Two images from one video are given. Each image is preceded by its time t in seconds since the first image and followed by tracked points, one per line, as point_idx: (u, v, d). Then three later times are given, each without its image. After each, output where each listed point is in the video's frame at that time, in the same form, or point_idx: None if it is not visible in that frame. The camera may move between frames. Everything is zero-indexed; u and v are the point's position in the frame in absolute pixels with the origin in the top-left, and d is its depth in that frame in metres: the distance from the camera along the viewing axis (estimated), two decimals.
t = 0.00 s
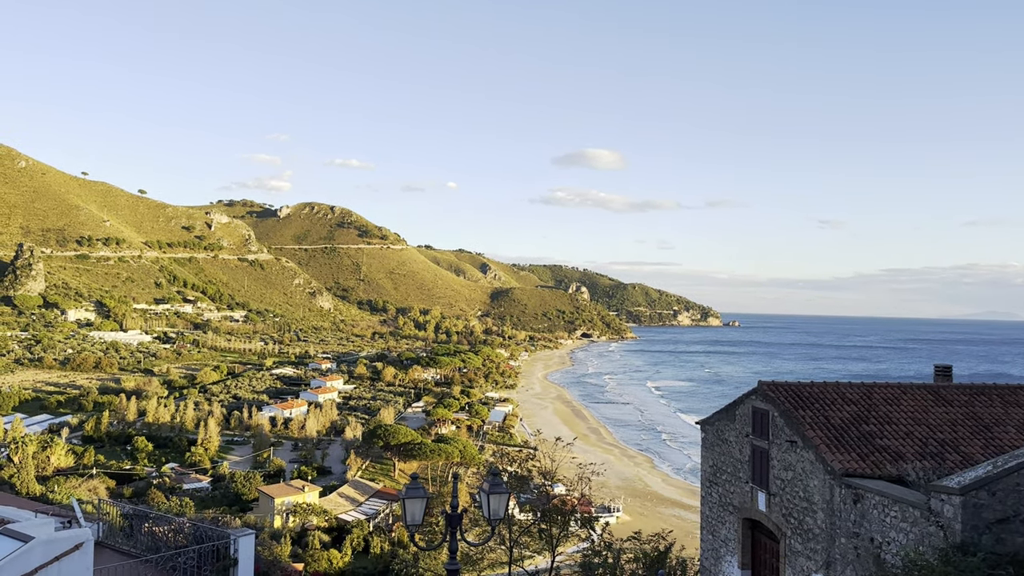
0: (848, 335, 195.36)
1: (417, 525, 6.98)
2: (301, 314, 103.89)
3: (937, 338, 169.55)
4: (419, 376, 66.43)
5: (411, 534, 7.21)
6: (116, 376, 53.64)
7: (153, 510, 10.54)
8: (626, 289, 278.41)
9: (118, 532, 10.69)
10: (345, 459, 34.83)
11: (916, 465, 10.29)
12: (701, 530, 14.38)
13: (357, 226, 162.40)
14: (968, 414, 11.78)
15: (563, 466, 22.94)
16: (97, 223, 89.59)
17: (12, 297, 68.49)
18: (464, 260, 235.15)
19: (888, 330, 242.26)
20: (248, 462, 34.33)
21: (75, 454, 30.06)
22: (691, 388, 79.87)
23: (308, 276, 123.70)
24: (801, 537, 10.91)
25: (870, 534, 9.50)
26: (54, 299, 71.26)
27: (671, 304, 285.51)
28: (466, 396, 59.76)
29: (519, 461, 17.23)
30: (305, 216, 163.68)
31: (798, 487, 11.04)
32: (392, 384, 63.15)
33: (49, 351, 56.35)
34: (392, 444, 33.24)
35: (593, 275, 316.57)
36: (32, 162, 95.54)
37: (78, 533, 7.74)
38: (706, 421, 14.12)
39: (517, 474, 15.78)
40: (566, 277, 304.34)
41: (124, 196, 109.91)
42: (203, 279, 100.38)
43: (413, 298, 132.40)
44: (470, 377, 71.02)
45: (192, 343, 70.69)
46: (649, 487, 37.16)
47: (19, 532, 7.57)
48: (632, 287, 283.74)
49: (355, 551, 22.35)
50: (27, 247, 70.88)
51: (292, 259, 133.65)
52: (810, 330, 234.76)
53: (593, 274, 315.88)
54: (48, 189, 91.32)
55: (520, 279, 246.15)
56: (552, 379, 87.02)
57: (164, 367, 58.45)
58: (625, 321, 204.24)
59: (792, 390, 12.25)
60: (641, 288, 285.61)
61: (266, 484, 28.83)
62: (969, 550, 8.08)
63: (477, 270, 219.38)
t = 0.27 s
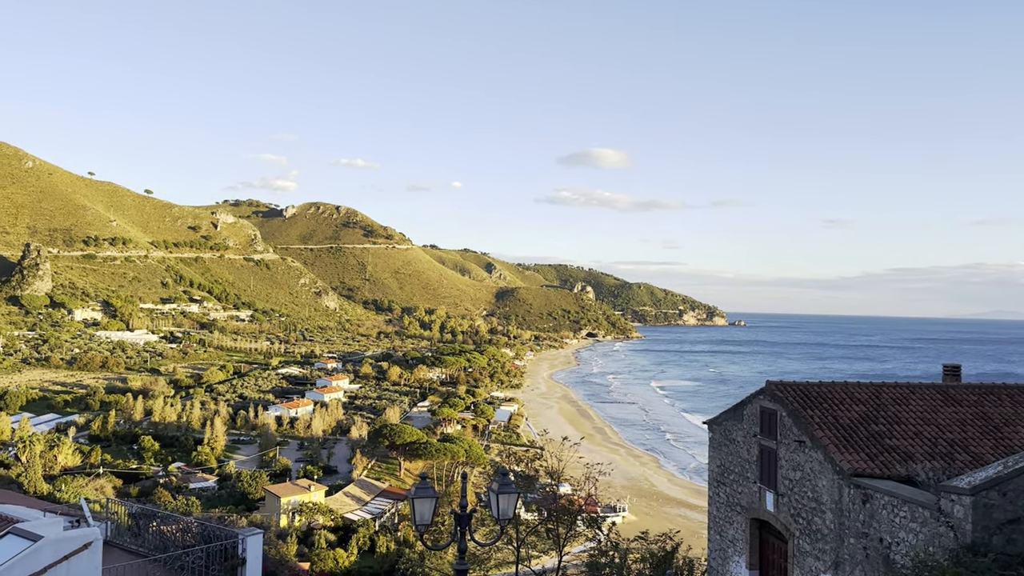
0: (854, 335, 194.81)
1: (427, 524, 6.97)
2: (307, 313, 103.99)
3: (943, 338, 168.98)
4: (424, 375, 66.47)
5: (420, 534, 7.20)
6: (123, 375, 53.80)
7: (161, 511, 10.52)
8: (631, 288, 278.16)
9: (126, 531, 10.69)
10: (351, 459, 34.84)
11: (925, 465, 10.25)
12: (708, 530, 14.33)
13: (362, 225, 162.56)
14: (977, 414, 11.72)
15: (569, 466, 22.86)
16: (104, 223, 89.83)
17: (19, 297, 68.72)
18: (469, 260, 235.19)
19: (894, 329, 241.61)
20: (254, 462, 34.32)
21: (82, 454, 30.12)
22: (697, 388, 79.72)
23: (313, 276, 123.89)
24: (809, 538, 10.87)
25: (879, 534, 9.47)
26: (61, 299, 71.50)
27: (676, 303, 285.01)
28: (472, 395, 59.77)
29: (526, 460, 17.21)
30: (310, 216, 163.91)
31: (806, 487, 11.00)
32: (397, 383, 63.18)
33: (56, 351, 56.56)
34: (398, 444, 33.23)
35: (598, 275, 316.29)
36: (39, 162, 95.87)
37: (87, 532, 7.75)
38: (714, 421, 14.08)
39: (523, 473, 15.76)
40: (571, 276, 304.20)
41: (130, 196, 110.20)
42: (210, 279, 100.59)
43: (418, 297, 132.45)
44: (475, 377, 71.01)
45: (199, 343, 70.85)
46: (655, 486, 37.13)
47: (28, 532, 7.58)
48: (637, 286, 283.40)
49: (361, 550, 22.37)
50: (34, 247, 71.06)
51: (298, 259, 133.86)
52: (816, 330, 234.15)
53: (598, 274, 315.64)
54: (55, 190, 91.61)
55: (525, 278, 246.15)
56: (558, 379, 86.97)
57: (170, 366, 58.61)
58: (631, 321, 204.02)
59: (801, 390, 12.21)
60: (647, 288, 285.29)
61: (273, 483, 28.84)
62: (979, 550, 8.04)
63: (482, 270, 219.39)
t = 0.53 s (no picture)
0: (865, 334, 193.74)
1: (439, 524, 6.96)
2: (317, 314, 104.32)
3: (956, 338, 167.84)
4: (434, 375, 66.54)
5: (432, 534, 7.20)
6: (134, 375, 54.12)
7: (174, 510, 10.57)
8: (641, 288, 277.61)
9: (138, 531, 10.73)
10: (361, 458, 34.91)
11: (939, 466, 10.17)
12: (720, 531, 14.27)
13: (372, 226, 162.80)
14: (991, 415, 11.63)
15: (578, 466, 22.81)
16: (115, 224, 90.30)
17: (32, 297, 69.15)
18: (478, 260, 235.35)
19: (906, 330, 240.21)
20: (265, 462, 34.44)
21: (94, 453, 30.29)
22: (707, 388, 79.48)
23: (323, 276, 124.21)
24: (822, 538, 10.81)
25: (892, 535, 9.41)
26: (73, 300, 71.93)
27: (686, 303, 284.33)
28: (481, 395, 59.79)
29: (537, 461, 17.22)
30: (320, 217, 164.31)
31: (819, 488, 10.94)
32: (407, 383, 63.24)
33: (68, 351, 56.91)
34: (408, 444, 33.27)
35: (608, 275, 315.81)
36: (51, 164, 96.51)
37: (100, 531, 7.78)
38: (725, 421, 14.02)
39: (534, 474, 15.79)
40: (581, 276, 303.86)
41: (141, 197, 110.80)
42: (220, 279, 101.01)
43: (427, 298, 132.58)
44: (485, 377, 71.00)
45: (209, 343, 71.13)
46: (665, 486, 37.05)
47: (42, 531, 7.61)
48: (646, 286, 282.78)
49: (371, 549, 22.40)
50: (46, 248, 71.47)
51: (308, 260, 134.24)
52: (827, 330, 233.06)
53: (607, 274, 315.17)
54: (67, 191, 92.19)
55: (534, 278, 246.04)
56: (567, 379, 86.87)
57: (181, 366, 58.92)
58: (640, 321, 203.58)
59: (813, 390, 12.14)
60: (656, 288, 284.66)
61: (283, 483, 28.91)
62: (994, 552, 7.97)
63: (492, 270, 219.44)
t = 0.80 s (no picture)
0: (884, 334, 191.95)
1: (456, 525, 6.97)
2: (333, 314, 104.86)
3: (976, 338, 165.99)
4: (449, 375, 66.65)
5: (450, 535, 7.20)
6: (154, 375, 54.64)
7: (192, 510, 10.64)
8: (657, 288, 276.70)
9: (158, 530, 10.82)
10: (377, 458, 35.03)
11: (960, 467, 10.06)
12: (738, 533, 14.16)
13: (387, 227, 163.28)
14: (1014, 415, 11.48)
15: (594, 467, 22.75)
16: (134, 226, 91.09)
17: (52, 299, 69.89)
18: (494, 261, 235.51)
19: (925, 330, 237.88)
20: (282, 462, 34.62)
21: (113, 454, 30.57)
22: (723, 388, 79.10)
23: (339, 277, 124.75)
24: (841, 540, 10.72)
25: (913, 537, 9.31)
26: (92, 301, 72.64)
27: (702, 303, 283.06)
28: (496, 396, 59.82)
29: (554, 462, 17.16)
30: (336, 218, 165.02)
31: (838, 490, 10.84)
32: (423, 384, 63.39)
33: (88, 352, 57.51)
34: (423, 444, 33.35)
35: (623, 275, 314.96)
36: (71, 167, 97.56)
37: (121, 531, 7.84)
38: (743, 422, 13.93)
39: (551, 475, 15.74)
40: (596, 276, 303.26)
41: (160, 199, 111.78)
42: (238, 280, 101.69)
43: (442, 298, 132.79)
44: (500, 377, 71.01)
45: (227, 344, 71.60)
46: (681, 487, 36.91)
47: (63, 530, 7.69)
48: (662, 287, 281.74)
49: (387, 549, 22.44)
50: (66, 250, 72.18)
51: (324, 261, 134.88)
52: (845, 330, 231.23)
53: (622, 274, 314.35)
54: (87, 194, 93.13)
55: (549, 279, 245.91)
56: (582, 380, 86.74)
57: (200, 367, 59.41)
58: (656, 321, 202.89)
59: (833, 391, 12.02)
60: (672, 288, 283.53)
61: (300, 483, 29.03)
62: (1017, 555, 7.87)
63: (507, 270, 219.47)
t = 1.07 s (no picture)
0: (911, 334, 189.27)
1: (480, 526, 6.96)
2: (357, 315, 105.43)
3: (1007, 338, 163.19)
4: (471, 376, 66.74)
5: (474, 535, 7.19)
6: (180, 376, 55.29)
7: (218, 509, 10.71)
8: (680, 289, 275.22)
9: (185, 529, 10.93)
10: (401, 459, 35.16)
11: (992, 470, 9.90)
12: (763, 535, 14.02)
13: (410, 228, 163.87)
14: None
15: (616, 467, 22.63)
16: (161, 229, 92.16)
17: (81, 301, 70.89)
18: (516, 262, 235.60)
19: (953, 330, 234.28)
20: (306, 461, 34.85)
21: (142, 453, 30.96)
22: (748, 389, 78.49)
23: (362, 279, 125.40)
24: (869, 543, 10.58)
25: (943, 541, 9.17)
26: (120, 303, 73.62)
27: (725, 303, 281.11)
28: (519, 396, 59.79)
29: (578, 463, 17.12)
30: (359, 220, 165.90)
31: (866, 492, 10.70)
32: (446, 384, 63.52)
33: (117, 353, 58.30)
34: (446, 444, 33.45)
35: (646, 275, 313.55)
36: (99, 171, 98.97)
37: (148, 530, 7.92)
38: (769, 423, 13.78)
39: (576, 476, 15.71)
40: (619, 277, 302.24)
41: (186, 203, 113.05)
42: (263, 282, 102.60)
43: (465, 299, 133.02)
44: (523, 378, 70.96)
45: (252, 345, 72.22)
46: (705, 489, 36.64)
47: (92, 529, 7.78)
48: (686, 287, 280.15)
49: (411, 549, 22.50)
50: (95, 253, 73.16)
51: (347, 262, 135.68)
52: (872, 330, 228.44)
53: (645, 274, 313.03)
54: (115, 197, 94.39)
55: (572, 279, 245.36)
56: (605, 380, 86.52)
57: (225, 367, 60.01)
58: (679, 321, 201.76)
59: (860, 392, 11.85)
60: (695, 288, 281.78)
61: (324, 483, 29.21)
62: None
63: (529, 271, 219.41)
